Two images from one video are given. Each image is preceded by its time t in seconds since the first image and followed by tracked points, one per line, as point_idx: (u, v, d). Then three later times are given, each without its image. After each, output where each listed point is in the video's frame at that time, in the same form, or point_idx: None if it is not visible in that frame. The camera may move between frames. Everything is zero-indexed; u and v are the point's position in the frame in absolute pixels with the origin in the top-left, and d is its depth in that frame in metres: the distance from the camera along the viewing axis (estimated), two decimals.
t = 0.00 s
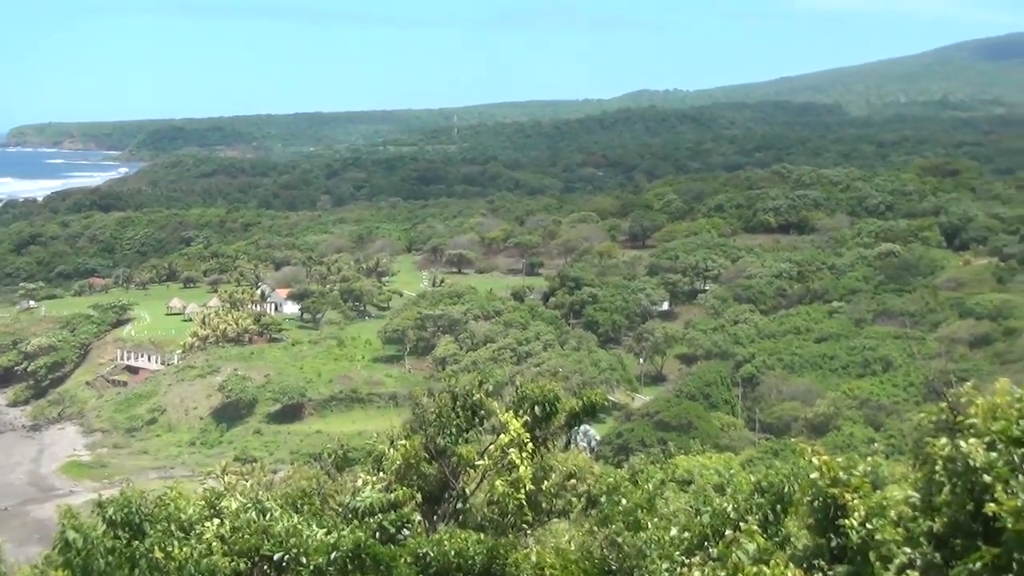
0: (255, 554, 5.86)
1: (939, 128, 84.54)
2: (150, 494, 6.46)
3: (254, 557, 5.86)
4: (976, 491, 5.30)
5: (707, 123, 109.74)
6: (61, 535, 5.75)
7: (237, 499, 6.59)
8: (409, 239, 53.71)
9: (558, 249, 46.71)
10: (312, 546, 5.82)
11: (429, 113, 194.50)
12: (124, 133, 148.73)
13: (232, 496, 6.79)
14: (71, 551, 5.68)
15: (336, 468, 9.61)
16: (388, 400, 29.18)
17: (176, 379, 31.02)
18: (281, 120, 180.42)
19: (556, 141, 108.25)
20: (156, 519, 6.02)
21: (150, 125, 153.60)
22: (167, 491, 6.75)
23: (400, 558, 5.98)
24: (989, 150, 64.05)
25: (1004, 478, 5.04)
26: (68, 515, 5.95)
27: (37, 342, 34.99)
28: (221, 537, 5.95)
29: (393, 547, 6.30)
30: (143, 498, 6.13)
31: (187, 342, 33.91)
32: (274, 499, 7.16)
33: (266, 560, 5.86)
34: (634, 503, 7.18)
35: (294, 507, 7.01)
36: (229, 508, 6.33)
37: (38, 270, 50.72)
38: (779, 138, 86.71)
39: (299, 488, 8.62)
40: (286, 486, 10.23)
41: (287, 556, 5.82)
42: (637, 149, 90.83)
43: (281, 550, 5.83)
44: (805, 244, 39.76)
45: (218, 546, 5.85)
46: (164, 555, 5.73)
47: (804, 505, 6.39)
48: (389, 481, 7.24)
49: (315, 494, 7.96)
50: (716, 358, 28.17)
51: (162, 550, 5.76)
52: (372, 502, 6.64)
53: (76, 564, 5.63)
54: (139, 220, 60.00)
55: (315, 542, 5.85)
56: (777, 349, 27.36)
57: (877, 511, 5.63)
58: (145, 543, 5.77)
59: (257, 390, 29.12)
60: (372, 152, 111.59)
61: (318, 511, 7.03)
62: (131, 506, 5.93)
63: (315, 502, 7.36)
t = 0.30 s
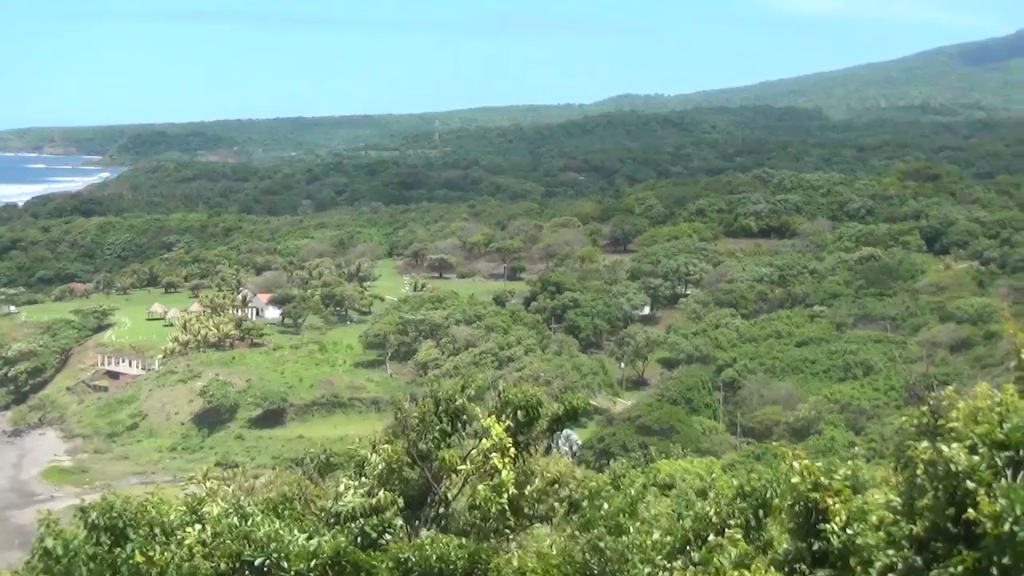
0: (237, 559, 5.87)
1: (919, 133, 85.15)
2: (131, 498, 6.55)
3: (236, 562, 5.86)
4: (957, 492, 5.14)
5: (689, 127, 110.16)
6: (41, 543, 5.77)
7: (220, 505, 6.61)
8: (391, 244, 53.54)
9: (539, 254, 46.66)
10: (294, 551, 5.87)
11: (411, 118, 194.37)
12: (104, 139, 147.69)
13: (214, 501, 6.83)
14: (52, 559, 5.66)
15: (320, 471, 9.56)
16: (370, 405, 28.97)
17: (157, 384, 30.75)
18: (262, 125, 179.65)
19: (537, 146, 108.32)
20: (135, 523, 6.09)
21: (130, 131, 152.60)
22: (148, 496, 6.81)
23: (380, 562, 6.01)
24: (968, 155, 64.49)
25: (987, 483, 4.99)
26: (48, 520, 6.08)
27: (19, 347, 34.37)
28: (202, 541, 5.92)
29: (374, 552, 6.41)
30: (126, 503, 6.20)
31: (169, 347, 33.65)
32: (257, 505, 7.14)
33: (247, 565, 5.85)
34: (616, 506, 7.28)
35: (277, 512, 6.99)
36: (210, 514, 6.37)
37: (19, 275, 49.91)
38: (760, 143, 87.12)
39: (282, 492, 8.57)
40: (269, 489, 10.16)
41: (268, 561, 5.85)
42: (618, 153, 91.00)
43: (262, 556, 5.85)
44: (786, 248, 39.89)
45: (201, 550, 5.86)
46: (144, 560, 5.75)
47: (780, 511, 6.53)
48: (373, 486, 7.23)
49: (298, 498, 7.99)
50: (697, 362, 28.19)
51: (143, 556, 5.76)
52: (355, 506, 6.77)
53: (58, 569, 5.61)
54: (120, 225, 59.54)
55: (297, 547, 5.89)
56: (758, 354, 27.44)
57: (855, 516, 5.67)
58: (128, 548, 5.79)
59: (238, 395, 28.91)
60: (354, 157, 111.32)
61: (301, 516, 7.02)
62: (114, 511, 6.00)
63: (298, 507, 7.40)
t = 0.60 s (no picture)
0: (219, 562, 5.92)
1: (901, 137, 85.71)
2: (113, 503, 6.64)
3: (217, 565, 5.90)
4: (936, 494, 5.11)
5: (671, 131, 110.46)
6: (23, 548, 5.65)
7: (201, 508, 6.72)
8: (373, 247, 53.34)
9: (521, 257, 46.60)
10: (275, 554, 5.91)
11: (394, 121, 194.03)
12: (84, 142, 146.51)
13: (196, 504, 6.94)
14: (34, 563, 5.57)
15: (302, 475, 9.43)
16: (353, 409, 28.82)
17: (139, 388, 30.49)
18: (243, 128, 178.75)
19: (519, 149, 108.30)
20: (117, 529, 6.14)
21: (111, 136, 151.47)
22: (130, 501, 6.94)
23: (362, 564, 5.95)
24: (949, 159, 65.02)
25: (973, 485, 4.95)
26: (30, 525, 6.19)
27: None
28: (182, 549, 6.01)
29: (356, 555, 6.39)
30: (109, 509, 6.32)
31: (150, 350, 33.38)
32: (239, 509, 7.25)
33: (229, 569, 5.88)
34: (599, 510, 7.32)
35: (259, 516, 7.10)
36: (192, 518, 6.48)
37: None
38: (742, 146, 87.43)
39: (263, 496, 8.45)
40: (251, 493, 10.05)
41: (250, 565, 5.87)
42: (600, 156, 91.11)
43: (244, 560, 5.87)
44: (768, 252, 40.01)
45: (183, 556, 5.94)
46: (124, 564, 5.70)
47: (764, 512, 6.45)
48: (355, 489, 7.15)
49: (280, 502, 7.93)
50: (680, 365, 28.23)
51: (122, 560, 5.83)
52: (338, 509, 6.74)
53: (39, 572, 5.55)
54: (101, 228, 59.07)
55: (278, 550, 5.92)
56: (740, 357, 27.50)
57: (838, 519, 5.62)
58: (108, 552, 5.86)
59: (221, 398, 28.67)
60: (336, 160, 111.02)
61: (283, 520, 7.10)
62: (96, 516, 6.11)
63: (278, 511, 7.38)
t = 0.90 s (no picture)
0: (200, 564, 5.88)
1: (882, 139, 86.21)
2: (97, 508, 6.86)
3: (200, 566, 5.87)
4: (917, 494, 5.11)
5: (654, 133, 110.72)
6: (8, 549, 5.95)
7: (184, 512, 6.94)
8: (355, 249, 53.12)
9: (503, 259, 46.52)
10: (258, 556, 5.93)
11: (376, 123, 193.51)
12: (65, 145, 145.33)
13: (180, 508, 7.14)
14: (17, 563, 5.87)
15: (285, 477, 9.35)
16: (335, 411, 28.67)
17: (121, 391, 30.21)
18: (225, 130, 177.87)
19: (501, 151, 108.26)
20: (98, 532, 6.40)
21: (91, 138, 150.30)
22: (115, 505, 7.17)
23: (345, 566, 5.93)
24: (930, 161, 65.45)
25: (956, 486, 4.99)
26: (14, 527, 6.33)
27: None
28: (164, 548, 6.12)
29: (339, 558, 6.41)
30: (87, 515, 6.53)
31: (132, 353, 33.13)
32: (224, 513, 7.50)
33: (211, 570, 5.87)
34: (581, 512, 7.40)
35: (242, 520, 7.27)
36: (174, 520, 6.67)
37: None
38: (724, 148, 87.72)
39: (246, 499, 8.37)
40: (233, 496, 9.95)
41: (232, 566, 5.87)
42: (583, 158, 91.19)
43: (226, 561, 5.87)
44: (750, 253, 40.11)
45: (166, 559, 5.96)
46: (104, 566, 5.73)
47: (747, 511, 6.35)
48: (338, 492, 7.14)
49: (262, 505, 7.83)
50: (662, 367, 28.26)
51: (100, 561, 5.79)
52: (321, 512, 6.82)
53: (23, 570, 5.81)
54: (83, 230, 58.61)
55: (260, 553, 5.95)
56: (722, 359, 27.54)
57: (825, 518, 5.48)
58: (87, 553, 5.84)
59: (203, 400, 28.43)
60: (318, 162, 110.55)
61: (265, 522, 7.30)
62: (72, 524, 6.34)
63: (262, 513, 7.56)
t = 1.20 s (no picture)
0: (181, 567, 5.97)
1: (862, 139, 86.69)
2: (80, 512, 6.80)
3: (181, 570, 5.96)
4: (899, 494, 5.10)
5: (635, 134, 110.97)
6: None
7: (166, 515, 6.88)
8: (337, 252, 52.94)
9: (485, 260, 46.43)
10: (240, 560, 5.97)
11: (358, 125, 192.99)
12: (44, 149, 144.12)
13: (161, 512, 7.13)
14: None
15: (268, 480, 9.29)
16: (317, 414, 28.48)
17: (103, 394, 29.96)
18: (206, 133, 176.95)
19: (484, 153, 108.21)
20: (80, 534, 6.22)
21: (71, 141, 149.14)
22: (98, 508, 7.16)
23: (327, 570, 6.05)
24: (911, 162, 65.85)
25: (936, 487, 4.96)
26: None
27: None
28: (146, 554, 6.10)
29: (323, 560, 6.45)
30: (70, 516, 6.38)
31: (114, 356, 32.92)
32: (207, 515, 7.51)
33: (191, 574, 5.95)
34: (566, 513, 7.38)
35: (225, 522, 7.19)
36: (156, 524, 6.60)
37: None
38: (706, 149, 87.99)
39: (229, 501, 8.35)
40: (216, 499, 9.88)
41: (214, 568, 5.94)
42: (565, 160, 91.25)
43: (209, 564, 5.94)
44: (732, 254, 40.28)
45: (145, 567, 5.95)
46: (85, 567, 5.93)
47: (729, 513, 6.34)
48: (320, 494, 7.11)
49: (246, 508, 7.88)
50: (644, 368, 28.30)
51: (83, 563, 5.97)
52: (304, 514, 6.75)
53: (3, 573, 5.79)
54: (63, 233, 58.18)
55: (243, 556, 5.98)
56: (704, 360, 27.64)
57: (805, 519, 5.52)
58: (69, 555, 5.98)
59: (185, 404, 28.19)
60: (299, 164, 110.17)
61: (248, 524, 7.25)
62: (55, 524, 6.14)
63: (246, 517, 7.51)
